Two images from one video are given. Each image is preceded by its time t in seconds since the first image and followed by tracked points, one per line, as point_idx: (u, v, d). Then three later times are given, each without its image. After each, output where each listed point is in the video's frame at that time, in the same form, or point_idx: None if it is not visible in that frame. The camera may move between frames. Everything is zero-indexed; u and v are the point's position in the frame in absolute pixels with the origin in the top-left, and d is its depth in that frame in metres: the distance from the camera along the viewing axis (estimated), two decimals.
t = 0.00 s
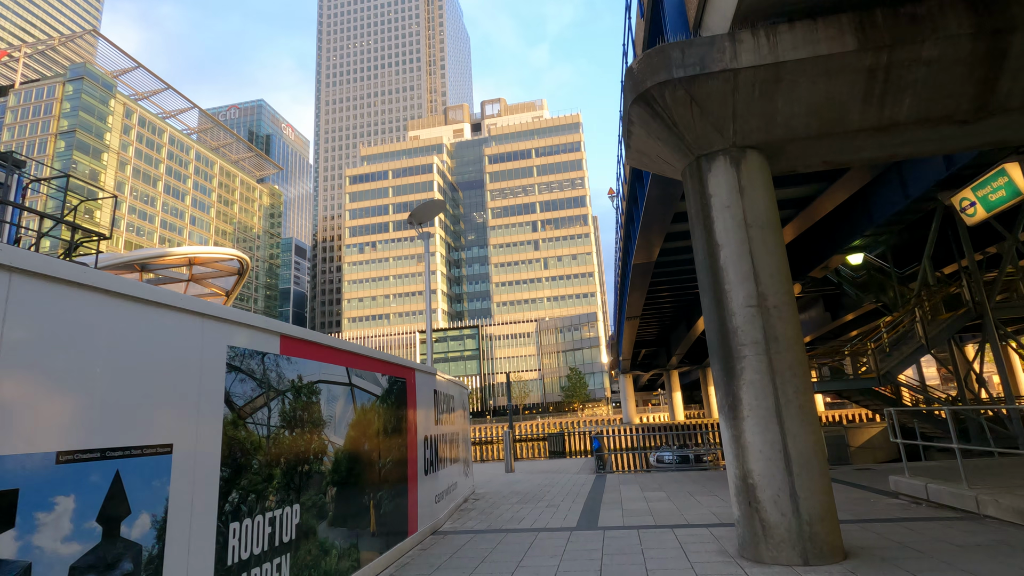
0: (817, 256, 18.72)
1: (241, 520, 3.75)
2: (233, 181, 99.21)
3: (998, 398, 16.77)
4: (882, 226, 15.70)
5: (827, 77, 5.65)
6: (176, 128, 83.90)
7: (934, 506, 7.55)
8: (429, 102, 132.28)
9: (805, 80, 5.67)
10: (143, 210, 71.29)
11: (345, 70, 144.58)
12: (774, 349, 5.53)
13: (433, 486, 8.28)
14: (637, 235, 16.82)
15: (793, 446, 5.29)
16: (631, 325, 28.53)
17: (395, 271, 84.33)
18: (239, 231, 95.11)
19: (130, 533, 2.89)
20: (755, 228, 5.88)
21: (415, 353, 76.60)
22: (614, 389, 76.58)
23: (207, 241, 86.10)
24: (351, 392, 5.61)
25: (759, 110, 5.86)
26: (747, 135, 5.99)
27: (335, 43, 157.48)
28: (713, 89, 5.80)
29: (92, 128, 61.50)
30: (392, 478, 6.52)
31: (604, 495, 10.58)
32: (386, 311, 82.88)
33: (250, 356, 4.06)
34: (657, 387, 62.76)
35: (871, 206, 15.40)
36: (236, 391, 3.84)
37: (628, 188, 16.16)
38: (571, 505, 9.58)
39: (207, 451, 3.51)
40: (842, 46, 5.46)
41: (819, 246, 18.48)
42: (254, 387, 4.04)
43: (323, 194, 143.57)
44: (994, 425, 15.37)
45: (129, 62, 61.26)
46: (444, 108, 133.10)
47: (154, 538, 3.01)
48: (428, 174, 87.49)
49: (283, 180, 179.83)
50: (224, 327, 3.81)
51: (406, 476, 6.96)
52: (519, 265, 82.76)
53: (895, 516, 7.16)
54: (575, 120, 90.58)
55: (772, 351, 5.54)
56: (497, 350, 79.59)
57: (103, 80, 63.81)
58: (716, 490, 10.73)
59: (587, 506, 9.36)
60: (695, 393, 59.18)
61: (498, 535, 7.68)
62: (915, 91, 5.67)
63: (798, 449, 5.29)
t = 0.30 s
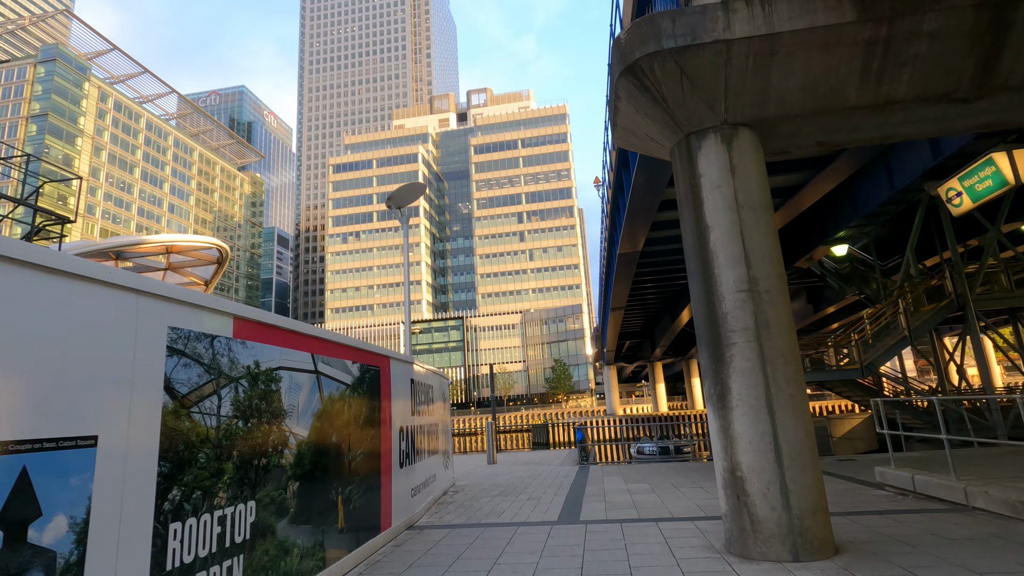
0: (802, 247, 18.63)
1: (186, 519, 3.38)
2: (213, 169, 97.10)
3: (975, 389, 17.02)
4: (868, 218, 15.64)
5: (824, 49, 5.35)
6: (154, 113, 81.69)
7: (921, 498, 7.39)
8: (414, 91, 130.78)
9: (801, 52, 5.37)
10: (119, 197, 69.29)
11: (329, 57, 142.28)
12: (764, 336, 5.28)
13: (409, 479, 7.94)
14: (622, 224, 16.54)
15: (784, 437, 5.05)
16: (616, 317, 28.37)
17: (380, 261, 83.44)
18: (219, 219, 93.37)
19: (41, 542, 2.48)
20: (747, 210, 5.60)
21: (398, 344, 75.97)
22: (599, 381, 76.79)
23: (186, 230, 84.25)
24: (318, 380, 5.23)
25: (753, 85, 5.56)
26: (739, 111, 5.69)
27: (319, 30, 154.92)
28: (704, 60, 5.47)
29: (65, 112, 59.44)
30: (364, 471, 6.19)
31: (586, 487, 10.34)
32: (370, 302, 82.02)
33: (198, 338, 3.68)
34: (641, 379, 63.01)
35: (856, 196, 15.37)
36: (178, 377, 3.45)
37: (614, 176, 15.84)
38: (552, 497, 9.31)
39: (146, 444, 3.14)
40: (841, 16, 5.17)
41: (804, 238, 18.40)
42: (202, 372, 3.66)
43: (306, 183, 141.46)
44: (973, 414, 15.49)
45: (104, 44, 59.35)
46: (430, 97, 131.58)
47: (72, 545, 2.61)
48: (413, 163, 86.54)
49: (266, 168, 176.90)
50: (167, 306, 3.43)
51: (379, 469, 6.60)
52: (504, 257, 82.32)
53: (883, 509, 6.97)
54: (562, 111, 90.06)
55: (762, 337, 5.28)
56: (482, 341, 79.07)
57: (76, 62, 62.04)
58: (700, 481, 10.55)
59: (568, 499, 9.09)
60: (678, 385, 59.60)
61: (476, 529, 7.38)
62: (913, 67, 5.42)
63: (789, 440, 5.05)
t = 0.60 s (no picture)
0: (797, 240, 18.41)
1: (131, 531, 3.00)
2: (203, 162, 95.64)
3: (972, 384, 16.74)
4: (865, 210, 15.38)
5: (834, 22, 5.01)
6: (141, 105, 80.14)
7: (924, 497, 7.14)
8: (407, 85, 129.86)
9: (809, 24, 5.02)
10: (106, 190, 67.84)
11: (320, 50, 140.97)
12: (768, 328, 4.94)
13: (393, 479, 7.56)
14: (616, 216, 16.18)
15: (790, 434, 4.72)
16: (609, 311, 28.09)
17: (372, 256, 82.81)
18: (208, 214, 92.19)
19: None
20: (750, 192, 5.25)
21: (391, 340, 75.46)
22: (591, 376, 76.79)
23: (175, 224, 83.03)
24: (291, 375, 4.83)
25: (758, 60, 5.21)
26: (742, 88, 5.33)
27: (311, 22, 153.44)
28: (707, 33, 5.12)
29: (50, 103, 57.41)
30: (344, 472, 5.81)
31: (578, 485, 10.04)
32: (362, 297, 81.35)
33: (146, 328, 3.27)
34: (633, 374, 63.02)
35: (853, 189, 15.13)
36: (120, 371, 3.02)
37: (608, 167, 15.42)
38: (545, 497, 8.99)
39: (81, 445, 2.77)
40: None
41: (799, 231, 18.17)
42: (150, 364, 3.26)
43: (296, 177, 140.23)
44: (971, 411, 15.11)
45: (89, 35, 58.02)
46: (423, 91, 130.71)
47: None
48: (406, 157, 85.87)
49: (256, 162, 175.22)
50: (107, 290, 3.03)
51: (359, 470, 6.22)
52: (497, 252, 81.97)
53: (885, 508, 6.71)
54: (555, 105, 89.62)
55: (768, 329, 4.94)
56: (474, 336, 78.67)
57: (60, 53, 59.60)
58: (694, 479, 10.26)
59: (560, 499, 8.75)
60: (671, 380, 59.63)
61: (463, 531, 7.04)
62: (926, 41, 5.10)
63: (794, 439, 4.73)
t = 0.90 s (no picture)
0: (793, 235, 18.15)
1: (52, 546, 2.60)
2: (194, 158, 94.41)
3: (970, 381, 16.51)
4: (862, 204, 15.15)
5: None
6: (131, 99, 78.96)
7: (928, 498, 6.87)
8: (400, 80, 129.32)
9: None
10: (96, 186, 66.45)
11: (313, 46, 140.04)
12: (772, 320, 4.60)
13: (375, 480, 7.18)
14: (610, 210, 15.80)
15: (795, 433, 4.39)
16: (602, 308, 27.77)
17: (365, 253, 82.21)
18: (199, 210, 91.18)
19: None
20: (752, 173, 4.91)
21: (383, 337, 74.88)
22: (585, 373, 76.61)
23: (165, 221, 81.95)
24: (255, 369, 4.42)
25: (761, 32, 4.88)
26: (744, 63, 4.98)
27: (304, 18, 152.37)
28: (704, 4, 4.82)
29: (37, 96, 56.01)
30: (319, 474, 5.44)
31: (569, 485, 9.73)
32: (355, 294, 80.66)
33: (77, 315, 2.87)
34: (626, 372, 62.84)
35: (849, 183, 14.88)
36: (40, 363, 2.62)
37: (601, 159, 15.06)
38: (535, 498, 8.66)
39: None
40: None
41: (794, 226, 17.93)
42: (80, 357, 2.85)
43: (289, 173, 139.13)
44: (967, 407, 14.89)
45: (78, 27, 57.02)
46: (417, 87, 130.10)
47: None
48: (399, 153, 85.35)
49: (248, 158, 173.84)
50: (30, 272, 2.64)
51: (336, 473, 5.83)
52: (491, 249, 81.50)
53: (889, 509, 6.43)
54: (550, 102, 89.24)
55: (769, 321, 4.61)
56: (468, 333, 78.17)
57: (49, 46, 58.61)
58: (689, 478, 9.97)
59: (550, 500, 8.42)
60: (664, 377, 59.58)
61: (447, 535, 6.67)
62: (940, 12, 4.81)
63: (800, 439, 4.39)
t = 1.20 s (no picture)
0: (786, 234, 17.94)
1: None
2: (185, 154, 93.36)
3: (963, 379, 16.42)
4: (858, 201, 14.90)
5: None
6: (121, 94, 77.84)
7: (932, 503, 6.56)
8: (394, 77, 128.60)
9: None
10: (83, 181, 65.12)
11: (306, 41, 139.01)
12: (773, 315, 4.26)
13: (353, 484, 6.80)
14: (602, 206, 15.44)
15: (798, 438, 4.05)
16: (595, 306, 27.47)
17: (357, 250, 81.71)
18: (190, 206, 90.12)
19: None
20: (753, 157, 4.57)
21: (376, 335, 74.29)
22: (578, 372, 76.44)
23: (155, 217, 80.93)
24: (208, 367, 4.01)
25: (765, 3, 4.53)
26: (745, 40, 4.64)
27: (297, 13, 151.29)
28: None
29: (23, 90, 54.84)
30: (288, 479, 5.06)
31: (558, 487, 9.40)
32: (346, 291, 80.15)
33: None
34: (620, 371, 62.70)
35: (845, 178, 14.60)
36: None
37: (593, 152, 14.69)
38: (523, 501, 8.32)
39: None
40: None
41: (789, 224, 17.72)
42: None
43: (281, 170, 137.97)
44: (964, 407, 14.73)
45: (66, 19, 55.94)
46: (411, 84, 129.41)
47: None
48: (392, 150, 84.81)
49: (241, 154, 172.39)
50: None
51: (306, 480, 5.42)
52: (484, 247, 81.03)
53: (892, 515, 6.13)
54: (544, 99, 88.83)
55: (771, 317, 4.26)
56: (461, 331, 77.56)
57: (36, 39, 57.44)
58: (683, 480, 9.65)
59: (538, 504, 8.07)
60: (657, 375, 59.41)
61: (427, 543, 6.30)
62: None
63: (803, 443, 4.06)
